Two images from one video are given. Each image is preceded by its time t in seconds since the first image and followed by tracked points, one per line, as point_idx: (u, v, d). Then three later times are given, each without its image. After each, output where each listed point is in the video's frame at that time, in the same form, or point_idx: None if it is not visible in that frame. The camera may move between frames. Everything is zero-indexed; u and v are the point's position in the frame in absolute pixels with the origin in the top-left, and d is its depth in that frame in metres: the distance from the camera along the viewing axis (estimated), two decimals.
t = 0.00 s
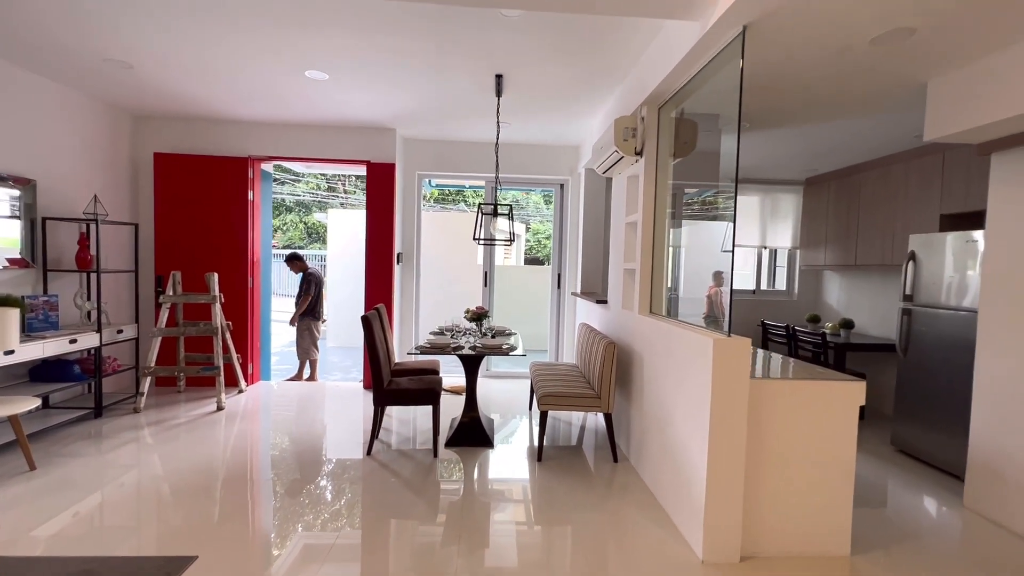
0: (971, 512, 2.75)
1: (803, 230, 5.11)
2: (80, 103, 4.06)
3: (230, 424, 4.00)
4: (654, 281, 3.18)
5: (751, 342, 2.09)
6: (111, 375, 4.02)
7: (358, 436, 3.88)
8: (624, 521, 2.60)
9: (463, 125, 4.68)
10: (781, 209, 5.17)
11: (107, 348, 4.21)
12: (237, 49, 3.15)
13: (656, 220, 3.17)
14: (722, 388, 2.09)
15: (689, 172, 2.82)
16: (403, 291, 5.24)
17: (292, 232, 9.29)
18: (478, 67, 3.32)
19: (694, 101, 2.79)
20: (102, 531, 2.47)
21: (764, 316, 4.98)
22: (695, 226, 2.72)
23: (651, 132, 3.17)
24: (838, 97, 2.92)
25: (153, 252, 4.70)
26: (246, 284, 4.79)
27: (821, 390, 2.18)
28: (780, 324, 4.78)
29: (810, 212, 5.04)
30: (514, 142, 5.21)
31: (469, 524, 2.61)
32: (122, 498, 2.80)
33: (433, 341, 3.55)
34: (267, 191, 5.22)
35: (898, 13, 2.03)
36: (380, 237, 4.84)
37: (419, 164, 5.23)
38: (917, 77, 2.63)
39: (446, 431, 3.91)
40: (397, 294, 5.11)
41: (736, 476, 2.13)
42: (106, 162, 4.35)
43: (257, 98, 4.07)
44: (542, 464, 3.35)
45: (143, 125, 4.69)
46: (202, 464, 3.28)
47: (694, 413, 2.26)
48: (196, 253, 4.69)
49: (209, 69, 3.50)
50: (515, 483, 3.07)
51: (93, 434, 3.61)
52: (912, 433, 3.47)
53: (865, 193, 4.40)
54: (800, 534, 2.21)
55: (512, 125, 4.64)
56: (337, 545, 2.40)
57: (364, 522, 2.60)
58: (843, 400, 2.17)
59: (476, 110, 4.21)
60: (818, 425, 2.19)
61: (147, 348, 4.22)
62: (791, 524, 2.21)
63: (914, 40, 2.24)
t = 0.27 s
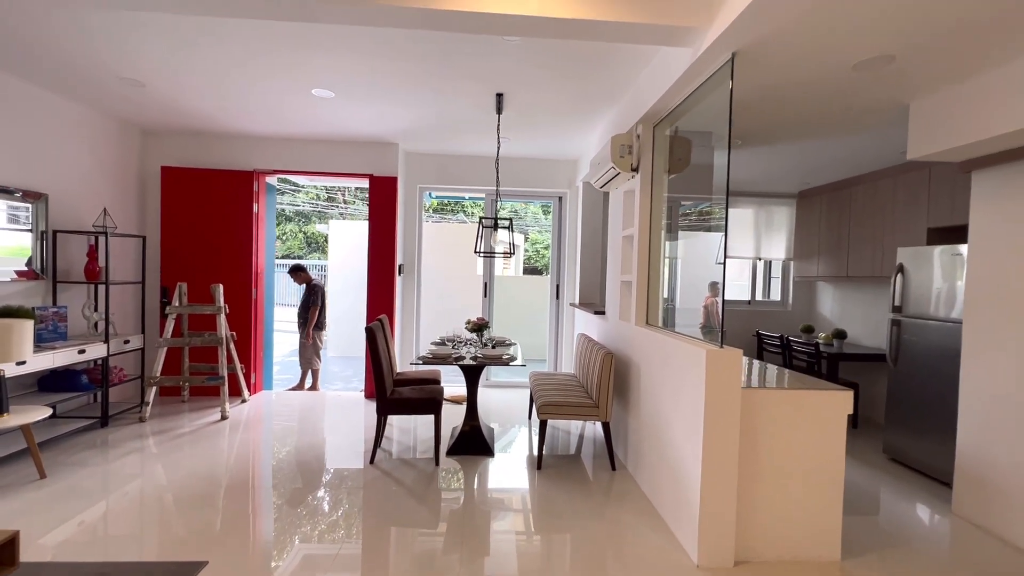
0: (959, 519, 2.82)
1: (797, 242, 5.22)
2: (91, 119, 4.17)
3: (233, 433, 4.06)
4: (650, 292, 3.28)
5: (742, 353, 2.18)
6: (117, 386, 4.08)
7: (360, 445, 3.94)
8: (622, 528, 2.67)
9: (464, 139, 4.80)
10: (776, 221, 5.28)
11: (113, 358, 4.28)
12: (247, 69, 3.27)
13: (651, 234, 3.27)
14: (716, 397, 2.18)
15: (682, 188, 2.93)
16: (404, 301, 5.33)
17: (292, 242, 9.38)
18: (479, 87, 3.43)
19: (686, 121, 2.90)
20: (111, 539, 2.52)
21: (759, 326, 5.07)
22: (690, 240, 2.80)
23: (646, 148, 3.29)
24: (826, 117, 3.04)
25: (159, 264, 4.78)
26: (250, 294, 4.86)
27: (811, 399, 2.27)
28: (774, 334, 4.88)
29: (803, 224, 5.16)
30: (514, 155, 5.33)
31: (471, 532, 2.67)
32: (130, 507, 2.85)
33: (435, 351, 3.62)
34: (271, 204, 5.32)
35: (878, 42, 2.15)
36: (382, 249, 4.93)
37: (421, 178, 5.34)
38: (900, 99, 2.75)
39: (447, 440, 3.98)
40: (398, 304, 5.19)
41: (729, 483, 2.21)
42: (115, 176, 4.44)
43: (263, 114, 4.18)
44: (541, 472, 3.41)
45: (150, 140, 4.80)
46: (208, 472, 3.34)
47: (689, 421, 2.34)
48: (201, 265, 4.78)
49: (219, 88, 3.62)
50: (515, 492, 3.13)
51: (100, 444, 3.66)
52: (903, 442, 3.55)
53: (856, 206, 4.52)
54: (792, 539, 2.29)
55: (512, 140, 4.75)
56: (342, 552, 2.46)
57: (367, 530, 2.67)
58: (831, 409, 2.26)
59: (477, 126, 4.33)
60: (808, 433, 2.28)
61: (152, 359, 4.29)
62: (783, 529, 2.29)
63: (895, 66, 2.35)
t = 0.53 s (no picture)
0: (956, 530, 2.86)
1: (793, 255, 5.30)
2: (101, 135, 4.25)
3: (236, 445, 4.09)
4: (649, 305, 3.34)
5: (739, 365, 2.23)
6: (122, 397, 4.12)
7: (362, 457, 3.97)
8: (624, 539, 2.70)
9: (465, 154, 4.90)
10: (772, 234, 5.36)
11: (118, 370, 4.32)
12: (256, 89, 3.36)
13: (650, 248, 3.34)
14: (714, 409, 2.23)
15: (680, 204, 3.00)
16: (405, 313, 5.39)
17: (292, 253, 9.45)
18: (481, 105, 3.53)
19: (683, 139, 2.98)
20: (117, 550, 2.55)
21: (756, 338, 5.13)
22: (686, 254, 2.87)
23: (645, 165, 3.37)
24: (819, 135, 3.13)
25: (164, 277, 4.84)
26: (253, 306, 4.92)
27: (807, 410, 2.32)
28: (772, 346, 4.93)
29: (799, 237, 5.24)
30: (514, 170, 5.43)
31: (473, 543, 2.70)
32: (135, 518, 2.88)
33: (437, 363, 3.67)
34: (275, 217, 5.40)
35: (866, 65, 2.24)
36: (384, 262, 5.00)
37: (423, 192, 5.43)
38: (890, 118, 2.84)
39: (449, 452, 4.01)
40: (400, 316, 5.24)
41: (728, 493, 2.25)
42: (123, 190, 4.52)
43: (270, 130, 4.27)
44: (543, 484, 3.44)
45: (158, 155, 4.88)
46: (212, 484, 3.36)
47: (687, 432, 2.39)
48: (206, 278, 4.84)
49: (227, 105, 3.71)
50: (517, 504, 3.16)
51: (104, 455, 3.69)
52: (901, 454, 3.59)
53: (850, 220, 4.61)
54: (791, 549, 2.33)
55: (513, 155, 4.85)
56: (345, 564, 2.48)
57: (371, 541, 2.69)
58: (826, 420, 2.32)
59: (478, 142, 4.42)
60: (804, 443, 2.33)
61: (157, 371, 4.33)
62: (782, 539, 2.33)
63: (884, 88, 2.45)
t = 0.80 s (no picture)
0: (957, 544, 2.85)
1: (791, 268, 5.34)
2: (107, 151, 4.32)
3: (236, 459, 4.09)
4: (649, 319, 3.38)
5: (737, 379, 2.26)
6: (122, 411, 4.13)
7: (362, 470, 3.97)
8: (624, 553, 2.69)
9: (466, 169, 4.97)
10: (770, 248, 5.41)
11: (119, 383, 4.33)
12: (261, 106, 3.42)
13: (649, 262, 3.38)
14: (713, 423, 2.25)
15: (677, 219, 3.05)
16: (406, 326, 5.41)
17: (292, 265, 9.50)
18: (482, 122, 3.59)
19: (679, 156, 3.04)
20: (117, 565, 2.55)
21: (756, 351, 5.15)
22: (684, 270, 2.90)
23: (643, 181, 3.43)
24: (814, 152, 3.19)
25: (166, 290, 4.87)
26: (255, 319, 4.94)
27: (805, 423, 2.34)
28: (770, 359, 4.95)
29: (796, 250, 5.29)
30: (514, 185, 5.50)
31: (473, 558, 2.69)
32: (135, 533, 2.88)
33: (438, 377, 3.69)
34: (278, 230, 5.45)
35: (858, 86, 2.31)
36: (386, 275, 5.04)
37: (424, 206, 5.49)
38: (883, 137, 2.91)
39: (450, 465, 4.01)
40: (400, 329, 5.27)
41: (729, 508, 2.26)
42: (127, 205, 4.58)
43: (274, 146, 4.33)
44: (543, 498, 3.44)
45: (162, 170, 4.95)
46: (212, 498, 3.36)
47: (687, 446, 2.40)
48: (208, 291, 4.87)
49: (232, 122, 3.77)
50: (517, 518, 3.15)
51: (104, 469, 3.69)
52: (901, 468, 3.58)
53: (846, 234, 4.66)
54: (792, 563, 2.33)
55: (513, 170, 4.91)
56: None
57: (370, 556, 2.69)
58: (825, 433, 2.34)
59: (479, 157, 4.49)
60: (804, 456, 2.35)
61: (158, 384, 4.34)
62: (782, 553, 2.33)
63: (876, 107, 2.51)
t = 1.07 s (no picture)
0: (960, 560, 2.83)
1: (789, 281, 5.36)
2: (110, 165, 4.36)
3: (233, 473, 4.06)
4: (647, 332, 3.39)
5: (736, 393, 2.26)
6: (119, 425, 4.11)
7: (360, 485, 3.94)
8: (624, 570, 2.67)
9: (466, 183, 5.01)
10: (768, 261, 5.44)
11: (117, 397, 4.32)
12: (264, 122, 3.46)
13: (647, 276, 3.40)
14: (712, 438, 2.25)
15: (674, 233, 3.07)
16: (405, 339, 5.41)
17: (291, 278, 9.52)
18: (482, 138, 3.63)
19: (676, 171, 3.08)
20: None
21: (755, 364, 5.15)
22: (682, 283, 2.92)
23: (641, 196, 3.47)
24: (809, 167, 3.23)
25: (166, 303, 4.88)
26: (254, 332, 4.95)
27: (805, 437, 2.34)
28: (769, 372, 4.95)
29: (794, 263, 5.31)
30: (514, 198, 5.54)
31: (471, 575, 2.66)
32: (130, 549, 2.85)
33: (437, 391, 3.68)
34: (278, 243, 5.48)
35: (852, 103, 2.34)
36: (385, 288, 5.05)
37: (423, 219, 5.53)
38: (877, 152, 2.95)
39: (449, 479, 3.98)
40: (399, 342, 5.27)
41: (729, 523, 2.25)
42: (129, 218, 4.61)
43: (275, 160, 4.37)
44: (542, 513, 3.42)
45: (164, 184, 4.99)
46: (208, 514, 3.33)
47: (686, 460, 2.39)
48: (208, 304, 4.88)
49: (234, 137, 3.81)
50: (516, 534, 3.12)
51: (100, 484, 3.66)
52: (902, 482, 3.56)
53: (843, 248, 4.68)
54: None
55: (513, 184, 4.96)
56: None
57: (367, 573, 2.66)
58: (825, 448, 2.34)
59: (479, 171, 4.53)
60: (803, 471, 2.34)
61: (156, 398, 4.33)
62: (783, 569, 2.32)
63: (870, 123, 2.55)
